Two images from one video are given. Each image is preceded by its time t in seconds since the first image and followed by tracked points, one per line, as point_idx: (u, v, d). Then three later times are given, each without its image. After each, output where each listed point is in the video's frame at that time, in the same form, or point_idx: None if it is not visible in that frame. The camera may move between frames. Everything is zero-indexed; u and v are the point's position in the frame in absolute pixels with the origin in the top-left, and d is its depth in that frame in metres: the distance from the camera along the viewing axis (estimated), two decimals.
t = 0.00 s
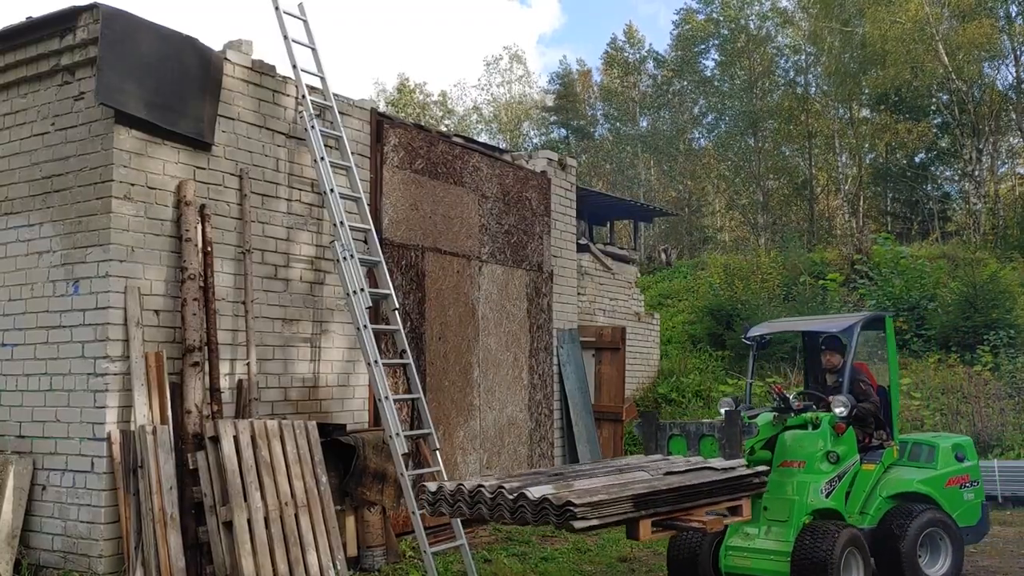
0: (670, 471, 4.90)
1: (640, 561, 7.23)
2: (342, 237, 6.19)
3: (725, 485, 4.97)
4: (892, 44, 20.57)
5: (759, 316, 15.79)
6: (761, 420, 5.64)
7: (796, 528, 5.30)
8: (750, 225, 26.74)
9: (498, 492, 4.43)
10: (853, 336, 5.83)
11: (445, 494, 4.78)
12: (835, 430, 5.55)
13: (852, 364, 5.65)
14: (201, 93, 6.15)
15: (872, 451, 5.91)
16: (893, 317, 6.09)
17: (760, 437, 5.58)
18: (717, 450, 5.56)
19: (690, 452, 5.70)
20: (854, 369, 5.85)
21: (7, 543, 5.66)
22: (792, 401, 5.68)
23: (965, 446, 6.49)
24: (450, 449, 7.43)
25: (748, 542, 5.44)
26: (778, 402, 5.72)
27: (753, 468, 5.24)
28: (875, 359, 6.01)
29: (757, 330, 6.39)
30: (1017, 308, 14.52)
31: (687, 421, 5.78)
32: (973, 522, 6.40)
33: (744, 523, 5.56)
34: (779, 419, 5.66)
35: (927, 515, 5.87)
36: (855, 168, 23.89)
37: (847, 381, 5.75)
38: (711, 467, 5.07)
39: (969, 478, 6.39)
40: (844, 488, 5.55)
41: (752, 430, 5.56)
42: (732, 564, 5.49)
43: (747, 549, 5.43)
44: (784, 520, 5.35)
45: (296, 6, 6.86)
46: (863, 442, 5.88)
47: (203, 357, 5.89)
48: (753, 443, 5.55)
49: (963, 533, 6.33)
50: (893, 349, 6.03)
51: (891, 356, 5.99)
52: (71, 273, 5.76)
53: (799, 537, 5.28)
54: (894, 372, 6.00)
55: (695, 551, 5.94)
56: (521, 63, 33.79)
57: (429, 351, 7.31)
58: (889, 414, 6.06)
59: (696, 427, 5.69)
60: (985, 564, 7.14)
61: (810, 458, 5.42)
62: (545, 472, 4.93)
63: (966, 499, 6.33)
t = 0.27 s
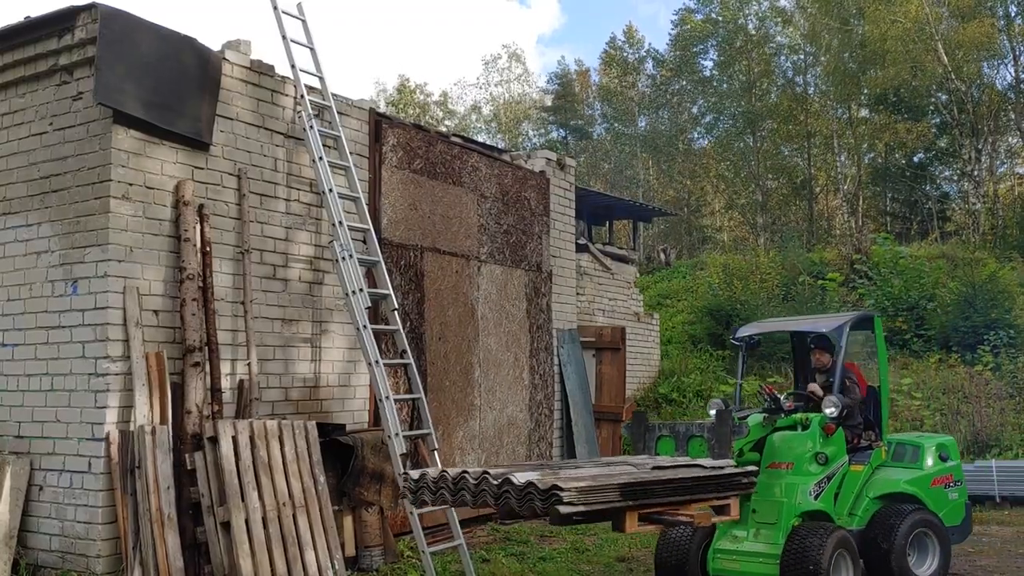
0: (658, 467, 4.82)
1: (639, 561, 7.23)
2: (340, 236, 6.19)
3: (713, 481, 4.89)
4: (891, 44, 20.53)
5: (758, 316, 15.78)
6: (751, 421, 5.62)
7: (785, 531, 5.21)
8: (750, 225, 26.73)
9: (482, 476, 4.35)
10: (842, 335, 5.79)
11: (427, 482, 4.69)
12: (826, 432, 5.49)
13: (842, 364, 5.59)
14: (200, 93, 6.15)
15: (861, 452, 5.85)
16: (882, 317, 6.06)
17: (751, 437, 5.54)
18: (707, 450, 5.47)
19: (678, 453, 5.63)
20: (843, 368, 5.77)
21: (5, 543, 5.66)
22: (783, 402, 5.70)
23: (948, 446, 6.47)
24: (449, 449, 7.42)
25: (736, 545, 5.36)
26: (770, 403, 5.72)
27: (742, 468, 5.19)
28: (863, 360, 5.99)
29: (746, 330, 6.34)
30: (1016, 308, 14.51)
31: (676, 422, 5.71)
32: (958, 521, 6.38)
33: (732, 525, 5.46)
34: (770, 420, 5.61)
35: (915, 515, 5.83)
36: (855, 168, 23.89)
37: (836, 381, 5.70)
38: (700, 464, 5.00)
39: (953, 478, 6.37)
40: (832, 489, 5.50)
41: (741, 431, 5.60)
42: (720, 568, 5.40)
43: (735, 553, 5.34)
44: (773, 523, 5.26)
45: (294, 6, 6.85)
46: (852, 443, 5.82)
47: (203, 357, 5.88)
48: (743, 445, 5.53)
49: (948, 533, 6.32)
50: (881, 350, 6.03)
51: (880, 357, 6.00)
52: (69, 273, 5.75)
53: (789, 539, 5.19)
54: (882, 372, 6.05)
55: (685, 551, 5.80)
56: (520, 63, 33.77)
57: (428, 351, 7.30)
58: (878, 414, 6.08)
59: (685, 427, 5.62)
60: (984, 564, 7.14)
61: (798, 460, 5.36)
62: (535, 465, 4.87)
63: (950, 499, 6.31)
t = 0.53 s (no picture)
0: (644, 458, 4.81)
1: (636, 557, 7.25)
2: (337, 234, 6.20)
3: (701, 474, 4.85)
4: (888, 40, 20.47)
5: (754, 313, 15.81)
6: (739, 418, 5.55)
7: (775, 529, 5.17)
8: (746, 221, 26.76)
9: (467, 457, 4.36)
10: (831, 331, 5.78)
11: (411, 463, 4.61)
12: (815, 429, 5.48)
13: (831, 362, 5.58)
14: (196, 90, 6.14)
15: (850, 450, 5.89)
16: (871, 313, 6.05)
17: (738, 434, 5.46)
18: (694, 446, 5.57)
19: (667, 450, 5.70)
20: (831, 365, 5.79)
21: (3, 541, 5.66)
22: (769, 399, 5.58)
23: (935, 444, 6.48)
24: (446, 446, 7.43)
25: (725, 544, 5.31)
26: (758, 400, 5.69)
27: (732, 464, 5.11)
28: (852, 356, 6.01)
29: (733, 326, 6.21)
30: (1010, 305, 14.57)
31: (664, 419, 5.80)
32: (944, 518, 6.40)
33: (722, 524, 5.42)
34: (757, 418, 5.51)
35: (904, 513, 5.82)
36: (851, 165, 23.92)
37: (825, 378, 5.71)
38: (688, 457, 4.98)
39: (939, 476, 6.37)
40: (821, 488, 5.48)
41: (730, 428, 5.54)
42: (709, 567, 5.35)
43: (724, 552, 5.30)
44: (762, 521, 5.22)
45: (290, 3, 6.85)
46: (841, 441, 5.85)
47: (198, 354, 5.87)
48: (731, 443, 5.46)
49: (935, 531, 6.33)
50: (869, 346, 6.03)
51: (868, 353, 5.99)
52: (66, 271, 5.75)
53: (778, 538, 5.15)
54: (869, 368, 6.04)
55: (674, 549, 5.62)
56: (516, 60, 33.75)
57: (424, 348, 7.31)
58: (866, 412, 6.06)
59: (673, 424, 5.72)
60: (979, 561, 7.17)
61: (788, 458, 5.32)
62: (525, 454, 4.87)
63: (937, 497, 6.32)
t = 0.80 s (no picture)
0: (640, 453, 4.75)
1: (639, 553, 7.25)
2: (339, 230, 6.20)
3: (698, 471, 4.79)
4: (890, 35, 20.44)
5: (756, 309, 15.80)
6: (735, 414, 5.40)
7: (770, 527, 5.11)
8: (748, 217, 26.74)
9: (458, 450, 4.34)
10: (826, 328, 5.77)
11: (401, 456, 4.63)
12: (810, 425, 5.46)
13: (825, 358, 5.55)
14: (198, 87, 6.14)
15: (845, 447, 5.88)
16: (867, 308, 6.02)
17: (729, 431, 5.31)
18: (689, 442, 5.33)
19: (661, 445, 5.45)
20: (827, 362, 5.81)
21: (7, 537, 5.67)
22: (766, 396, 5.62)
23: (926, 441, 6.46)
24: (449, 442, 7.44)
25: (719, 542, 5.22)
26: (753, 396, 5.72)
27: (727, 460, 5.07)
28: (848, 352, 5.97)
29: (729, 322, 6.25)
30: (1013, 301, 14.56)
31: (659, 414, 5.56)
32: (936, 515, 6.39)
33: (715, 522, 5.34)
34: (753, 415, 5.44)
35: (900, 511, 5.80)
36: (853, 160, 23.88)
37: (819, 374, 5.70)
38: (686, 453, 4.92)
39: (931, 473, 6.36)
40: (815, 486, 5.44)
41: (725, 424, 5.29)
42: (702, 565, 5.26)
43: (718, 550, 5.21)
44: (757, 519, 5.15)
45: None
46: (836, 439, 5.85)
47: (200, 351, 5.88)
48: (726, 438, 5.31)
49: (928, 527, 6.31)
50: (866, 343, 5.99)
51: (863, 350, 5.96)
52: (69, 267, 5.76)
53: (773, 536, 5.09)
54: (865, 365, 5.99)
55: (667, 547, 5.53)
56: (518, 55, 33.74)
57: (427, 344, 7.32)
58: (861, 409, 6.06)
59: (668, 419, 5.46)
60: (982, 556, 7.17)
61: (784, 455, 5.26)
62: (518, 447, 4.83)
63: (929, 494, 6.31)
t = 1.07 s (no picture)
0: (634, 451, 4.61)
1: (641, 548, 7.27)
2: (341, 225, 6.20)
3: (693, 470, 4.63)
4: (895, 29, 20.53)
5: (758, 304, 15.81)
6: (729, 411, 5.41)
7: (763, 524, 5.08)
8: (750, 212, 26.72)
9: (445, 449, 4.26)
10: (820, 324, 5.75)
11: (387, 456, 4.60)
12: (803, 422, 5.44)
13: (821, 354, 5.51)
14: (199, 83, 6.13)
15: (839, 444, 5.78)
16: (861, 304, 6.01)
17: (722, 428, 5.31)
18: (682, 440, 5.16)
19: (653, 443, 5.29)
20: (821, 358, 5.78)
21: (10, 532, 5.69)
22: (760, 392, 5.62)
23: (914, 437, 6.41)
24: (450, 437, 7.45)
25: (711, 540, 5.20)
26: (747, 393, 5.71)
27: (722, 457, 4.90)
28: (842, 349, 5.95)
29: (721, 318, 6.23)
30: (1015, 296, 14.55)
31: (652, 410, 5.37)
32: (926, 511, 6.33)
33: (708, 520, 5.31)
34: (746, 411, 5.44)
35: (893, 507, 5.74)
36: (855, 155, 23.86)
37: (813, 371, 5.67)
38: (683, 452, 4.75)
39: (921, 469, 6.31)
40: (810, 483, 5.39)
41: (718, 420, 5.32)
42: (695, 563, 5.22)
43: (711, 548, 5.18)
44: (750, 516, 5.12)
45: None
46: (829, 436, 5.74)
47: (202, 346, 5.89)
48: (719, 435, 5.30)
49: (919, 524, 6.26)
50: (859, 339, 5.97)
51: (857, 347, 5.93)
52: (70, 263, 5.76)
53: (766, 533, 5.06)
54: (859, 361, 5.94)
55: (658, 545, 5.51)
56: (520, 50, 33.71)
57: (429, 340, 7.32)
58: (855, 405, 5.96)
59: (660, 416, 5.29)
60: (983, 551, 7.18)
61: (777, 452, 5.26)
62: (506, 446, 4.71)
63: (919, 490, 6.26)
